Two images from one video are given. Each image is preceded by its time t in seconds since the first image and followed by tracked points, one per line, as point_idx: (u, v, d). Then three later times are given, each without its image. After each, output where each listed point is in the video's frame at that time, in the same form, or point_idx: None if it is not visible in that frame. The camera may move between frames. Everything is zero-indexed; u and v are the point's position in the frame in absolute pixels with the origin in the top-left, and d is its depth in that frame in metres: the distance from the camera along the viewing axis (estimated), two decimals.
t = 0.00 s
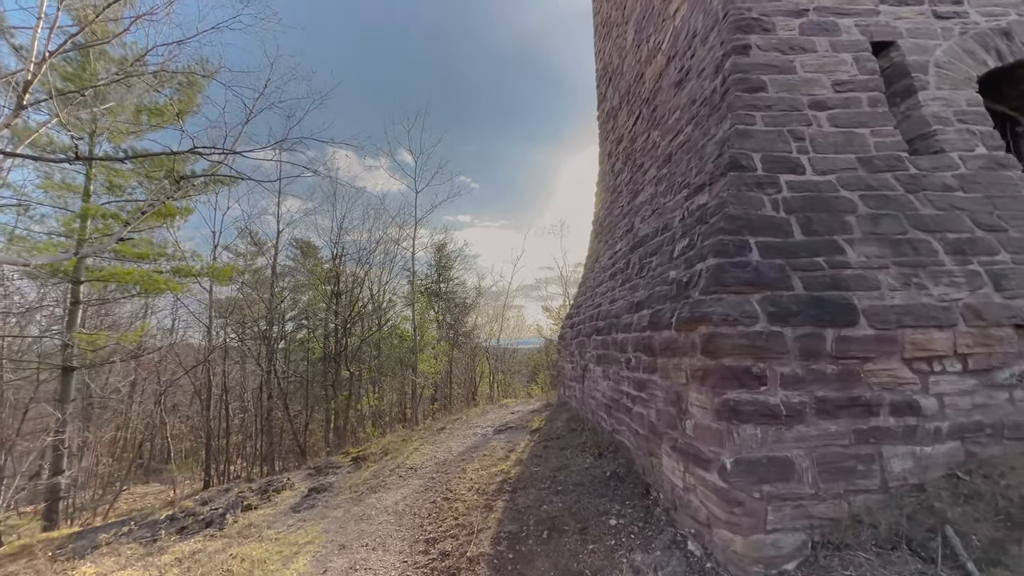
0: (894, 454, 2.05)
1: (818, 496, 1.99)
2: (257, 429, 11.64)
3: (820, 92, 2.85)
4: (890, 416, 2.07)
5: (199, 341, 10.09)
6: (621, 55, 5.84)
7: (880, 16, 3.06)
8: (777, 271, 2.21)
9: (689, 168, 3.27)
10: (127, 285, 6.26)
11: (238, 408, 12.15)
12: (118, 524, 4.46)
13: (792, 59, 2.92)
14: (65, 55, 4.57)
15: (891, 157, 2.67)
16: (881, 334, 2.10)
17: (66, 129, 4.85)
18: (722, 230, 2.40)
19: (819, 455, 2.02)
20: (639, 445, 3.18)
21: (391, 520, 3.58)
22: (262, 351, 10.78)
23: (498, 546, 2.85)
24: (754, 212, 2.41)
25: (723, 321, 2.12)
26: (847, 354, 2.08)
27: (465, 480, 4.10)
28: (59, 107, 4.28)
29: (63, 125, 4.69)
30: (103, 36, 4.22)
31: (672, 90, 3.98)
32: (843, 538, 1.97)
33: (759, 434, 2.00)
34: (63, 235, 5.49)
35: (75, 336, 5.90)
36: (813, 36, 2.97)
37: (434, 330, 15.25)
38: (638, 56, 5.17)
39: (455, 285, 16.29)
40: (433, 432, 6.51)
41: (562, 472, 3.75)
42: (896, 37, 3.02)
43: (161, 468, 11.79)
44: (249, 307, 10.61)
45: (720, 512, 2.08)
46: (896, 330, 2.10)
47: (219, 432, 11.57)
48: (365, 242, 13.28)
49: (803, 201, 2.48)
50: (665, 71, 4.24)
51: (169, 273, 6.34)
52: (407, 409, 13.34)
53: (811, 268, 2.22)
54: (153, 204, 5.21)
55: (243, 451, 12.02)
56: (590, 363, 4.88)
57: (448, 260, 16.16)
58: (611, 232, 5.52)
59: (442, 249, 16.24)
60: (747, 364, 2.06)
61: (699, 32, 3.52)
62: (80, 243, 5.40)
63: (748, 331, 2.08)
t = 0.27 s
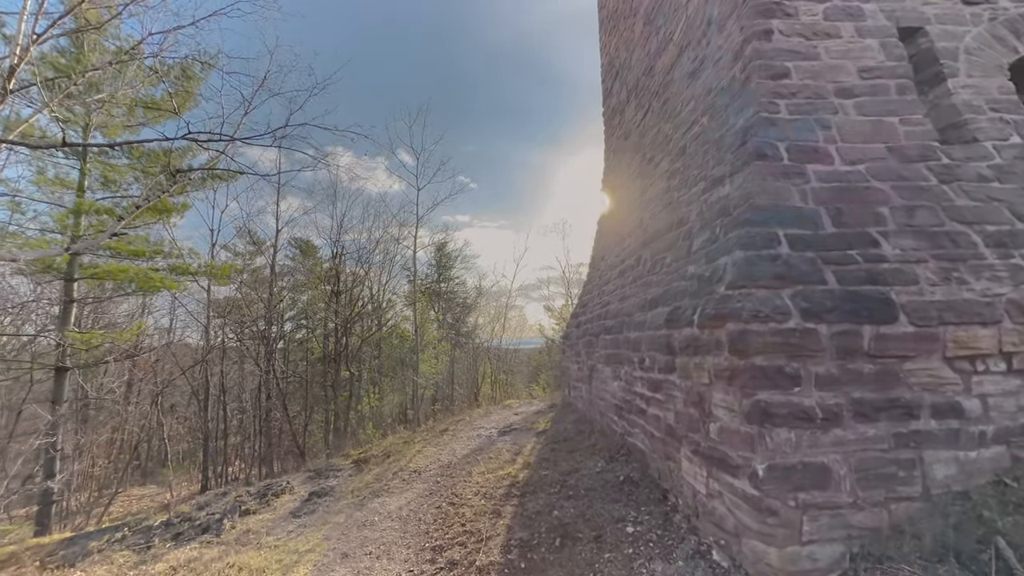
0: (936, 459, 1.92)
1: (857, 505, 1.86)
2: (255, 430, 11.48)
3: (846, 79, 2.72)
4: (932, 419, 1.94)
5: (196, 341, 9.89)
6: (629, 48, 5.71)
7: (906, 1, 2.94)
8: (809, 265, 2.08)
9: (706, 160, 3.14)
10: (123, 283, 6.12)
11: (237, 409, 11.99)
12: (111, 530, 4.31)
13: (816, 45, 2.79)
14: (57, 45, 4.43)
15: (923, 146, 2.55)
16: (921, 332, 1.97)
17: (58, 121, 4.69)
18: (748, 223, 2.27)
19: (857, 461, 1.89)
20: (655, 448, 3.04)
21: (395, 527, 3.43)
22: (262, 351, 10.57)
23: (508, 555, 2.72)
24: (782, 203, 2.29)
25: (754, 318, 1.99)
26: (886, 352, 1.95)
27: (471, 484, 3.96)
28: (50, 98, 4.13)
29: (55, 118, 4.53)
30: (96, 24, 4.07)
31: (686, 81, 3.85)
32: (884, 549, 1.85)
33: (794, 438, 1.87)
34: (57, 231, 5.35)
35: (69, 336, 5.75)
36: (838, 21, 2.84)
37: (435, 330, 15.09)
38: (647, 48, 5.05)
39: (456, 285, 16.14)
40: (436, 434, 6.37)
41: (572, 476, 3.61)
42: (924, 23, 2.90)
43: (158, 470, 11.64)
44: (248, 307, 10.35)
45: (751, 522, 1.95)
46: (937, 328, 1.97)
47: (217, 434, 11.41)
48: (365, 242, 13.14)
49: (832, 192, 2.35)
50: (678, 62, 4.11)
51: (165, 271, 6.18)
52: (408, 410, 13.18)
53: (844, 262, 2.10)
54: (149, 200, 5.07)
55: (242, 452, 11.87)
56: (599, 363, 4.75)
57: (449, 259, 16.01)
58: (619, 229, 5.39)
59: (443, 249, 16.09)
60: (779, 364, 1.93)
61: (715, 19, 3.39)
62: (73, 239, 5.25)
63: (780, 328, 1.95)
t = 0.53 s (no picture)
0: (982, 471, 1.80)
1: (899, 520, 1.74)
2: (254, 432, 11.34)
3: (873, 69, 2.60)
4: (978, 428, 1.81)
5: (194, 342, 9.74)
6: (636, 42, 5.58)
7: None
8: (843, 264, 1.96)
9: (724, 156, 3.03)
10: (119, 283, 6.00)
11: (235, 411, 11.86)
12: (105, 538, 4.18)
13: (842, 33, 2.66)
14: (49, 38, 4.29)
15: (955, 139, 2.43)
16: (965, 334, 1.85)
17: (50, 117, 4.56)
18: (776, 219, 2.14)
19: (899, 472, 1.77)
20: (671, 455, 2.91)
21: (399, 537, 3.30)
22: (261, 352, 10.42)
23: (519, 568, 2.59)
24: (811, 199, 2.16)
25: (787, 320, 1.87)
26: (927, 356, 1.83)
27: (477, 491, 3.84)
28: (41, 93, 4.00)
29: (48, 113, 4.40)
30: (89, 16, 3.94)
31: (700, 74, 3.71)
32: (928, 566, 1.73)
33: (832, 449, 1.75)
34: (51, 230, 5.22)
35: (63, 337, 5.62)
36: (864, 9, 2.71)
37: (435, 330, 14.96)
38: (656, 42, 4.91)
39: (456, 285, 16.02)
40: (439, 437, 6.25)
41: (582, 483, 3.49)
42: (953, 10, 2.77)
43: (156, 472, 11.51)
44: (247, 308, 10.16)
45: (785, 539, 1.82)
46: (981, 330, 1.85)
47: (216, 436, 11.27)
48: (365, 242, 12.99)
49: (863, 186, 2.23)
50: (690, 54, 3.98)
51: (162, 271, 6.06)
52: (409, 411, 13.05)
53: (880, 260, 1.98)
54: (144, 197, 4.94)
55: (241, 455, 11.74)
56: (607, 365, 4.63)
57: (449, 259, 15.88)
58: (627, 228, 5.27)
59: (443, 249, 15.96)
60: (815, 369, 1.81)
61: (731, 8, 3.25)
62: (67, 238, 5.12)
63: (815, 331, 1.84)
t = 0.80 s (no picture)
0: None
1: (948, 532, 1.61)
2: (254, 433, 11.22)
3: (903, 55, 2.47)
4: None
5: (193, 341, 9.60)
6: (645, 35, 5.46)
7: None
8: (883, 258, 1.83)
9: (744, 148, 2.91)
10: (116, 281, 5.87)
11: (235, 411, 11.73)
12: (100, 543, 4.06)
13: (869, 18, 2.54)
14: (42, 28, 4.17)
15: (992, 127, 2.30)
16: (1014, 332, 1.74)
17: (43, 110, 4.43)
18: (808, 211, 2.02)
19: (947, 480, 1.65)
20: (689, 459, 2.79)
21: (404, 543, 3.18)
22: (261, 351, 10.27)
23: None
24: (845, 189, 2.04)
25: (825, 317, 1.76)
26: (976, 356, 1.71)
27: (485, 495, 3.71)
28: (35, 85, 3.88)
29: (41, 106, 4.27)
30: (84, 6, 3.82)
31: (715, 65, 3.59)
32: None
33: (875, 456, 1.63)
34: (45, 226, 5.09)
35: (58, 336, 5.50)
36: None
37: (437, 330, 14.84)
38: (666, 34, 4.79)
39: (458, 285, 15.89)
40: (443, 439, 6.13)
41: (594, 487, 3.37)
42: None
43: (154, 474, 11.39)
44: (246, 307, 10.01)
45: (824, 551, 1.70)
46: None
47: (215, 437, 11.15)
48: (366, 241, 12.87)
49: (898, 177, 2.11)
50: (704, 45, 3.85)
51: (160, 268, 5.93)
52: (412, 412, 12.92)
53: (922, 254, 1.86)
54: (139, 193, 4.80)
55: (240, 455, 11.62)
56: (617, 365, 4.51)
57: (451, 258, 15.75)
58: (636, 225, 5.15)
59: (445, 248, 15.84)
60: (856, 369, 1.69)
61: None
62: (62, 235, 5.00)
63: (855, 329, 1.72)
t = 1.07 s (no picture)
0: None
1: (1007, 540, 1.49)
2: (253, 433, 11.08)
3: (938, 36, 2.34)
4: None
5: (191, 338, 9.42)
6: (654, 25, 5.32)
7: None
8: (931, 245, 1.71)
9: (767, 135, 2.78)
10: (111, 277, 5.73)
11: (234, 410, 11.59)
12: (94, 546, 3.92)
13: None
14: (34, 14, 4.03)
15: None
16: None
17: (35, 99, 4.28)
18: (847, 196, 1.89)
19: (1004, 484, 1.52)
20: (710, 460, 2.67)
21: (411, 548, 3.04)
22: (261, 349, 10.11)
23: None
24: (887, 173, 1.90)
25: (871, 307, 1.64)
26: None
27: (493, 497, 3.58)
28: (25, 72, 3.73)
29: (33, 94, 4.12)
30: None
31: (733, 51, 3.45)
32: None
33: (929, 457, 1.50)
34: (38, 220, 4.95)
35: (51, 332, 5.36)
36: None
37: (438, 329, 14.71)
38: (678, 22, 4.65)
39: (459, 283, 15.76)
40: (447, 439, 6.00)
41: (607, 489, 3.24)
42: None
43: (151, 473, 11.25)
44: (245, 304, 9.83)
45: (871, 560, 1.57)
46: None
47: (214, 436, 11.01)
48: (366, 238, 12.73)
49: (942, 160, 1.98)
50: (720, 31, 3.71)
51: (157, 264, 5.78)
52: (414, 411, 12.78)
53: (972, 241, 1.73)
54: (134, 185, 4.65)
55: (239, 455, 11.49)
56: (627, 363, 4.38)
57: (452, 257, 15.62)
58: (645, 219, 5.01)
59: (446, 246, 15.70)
60: (906, 364, 1.57)
61: None
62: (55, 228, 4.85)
63: (904, 320, 1.60)
